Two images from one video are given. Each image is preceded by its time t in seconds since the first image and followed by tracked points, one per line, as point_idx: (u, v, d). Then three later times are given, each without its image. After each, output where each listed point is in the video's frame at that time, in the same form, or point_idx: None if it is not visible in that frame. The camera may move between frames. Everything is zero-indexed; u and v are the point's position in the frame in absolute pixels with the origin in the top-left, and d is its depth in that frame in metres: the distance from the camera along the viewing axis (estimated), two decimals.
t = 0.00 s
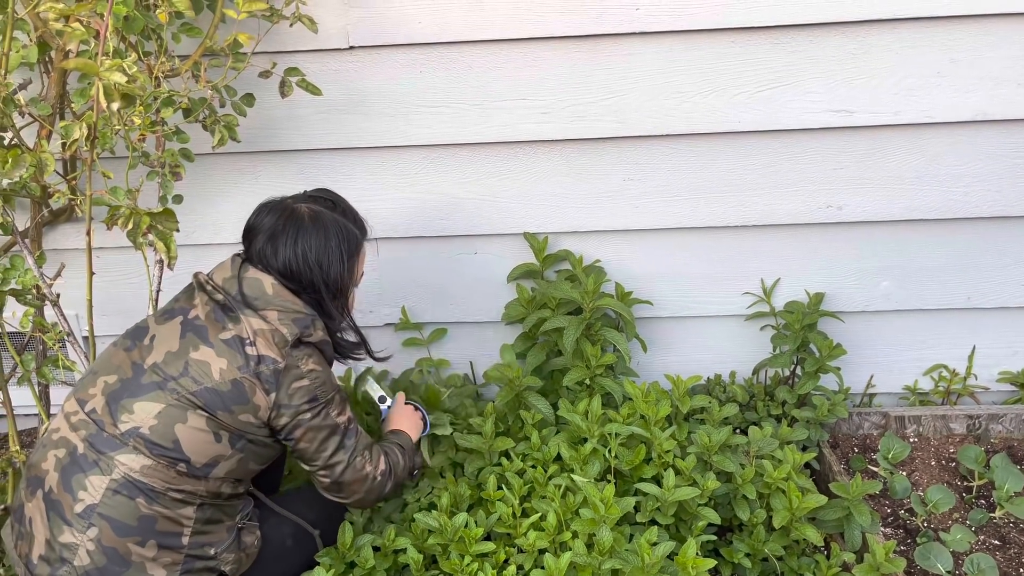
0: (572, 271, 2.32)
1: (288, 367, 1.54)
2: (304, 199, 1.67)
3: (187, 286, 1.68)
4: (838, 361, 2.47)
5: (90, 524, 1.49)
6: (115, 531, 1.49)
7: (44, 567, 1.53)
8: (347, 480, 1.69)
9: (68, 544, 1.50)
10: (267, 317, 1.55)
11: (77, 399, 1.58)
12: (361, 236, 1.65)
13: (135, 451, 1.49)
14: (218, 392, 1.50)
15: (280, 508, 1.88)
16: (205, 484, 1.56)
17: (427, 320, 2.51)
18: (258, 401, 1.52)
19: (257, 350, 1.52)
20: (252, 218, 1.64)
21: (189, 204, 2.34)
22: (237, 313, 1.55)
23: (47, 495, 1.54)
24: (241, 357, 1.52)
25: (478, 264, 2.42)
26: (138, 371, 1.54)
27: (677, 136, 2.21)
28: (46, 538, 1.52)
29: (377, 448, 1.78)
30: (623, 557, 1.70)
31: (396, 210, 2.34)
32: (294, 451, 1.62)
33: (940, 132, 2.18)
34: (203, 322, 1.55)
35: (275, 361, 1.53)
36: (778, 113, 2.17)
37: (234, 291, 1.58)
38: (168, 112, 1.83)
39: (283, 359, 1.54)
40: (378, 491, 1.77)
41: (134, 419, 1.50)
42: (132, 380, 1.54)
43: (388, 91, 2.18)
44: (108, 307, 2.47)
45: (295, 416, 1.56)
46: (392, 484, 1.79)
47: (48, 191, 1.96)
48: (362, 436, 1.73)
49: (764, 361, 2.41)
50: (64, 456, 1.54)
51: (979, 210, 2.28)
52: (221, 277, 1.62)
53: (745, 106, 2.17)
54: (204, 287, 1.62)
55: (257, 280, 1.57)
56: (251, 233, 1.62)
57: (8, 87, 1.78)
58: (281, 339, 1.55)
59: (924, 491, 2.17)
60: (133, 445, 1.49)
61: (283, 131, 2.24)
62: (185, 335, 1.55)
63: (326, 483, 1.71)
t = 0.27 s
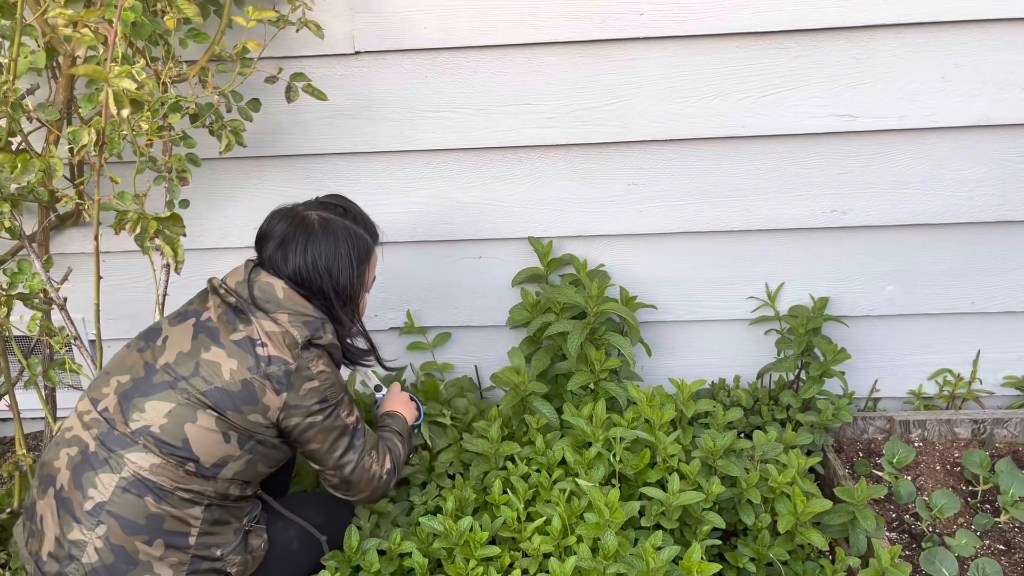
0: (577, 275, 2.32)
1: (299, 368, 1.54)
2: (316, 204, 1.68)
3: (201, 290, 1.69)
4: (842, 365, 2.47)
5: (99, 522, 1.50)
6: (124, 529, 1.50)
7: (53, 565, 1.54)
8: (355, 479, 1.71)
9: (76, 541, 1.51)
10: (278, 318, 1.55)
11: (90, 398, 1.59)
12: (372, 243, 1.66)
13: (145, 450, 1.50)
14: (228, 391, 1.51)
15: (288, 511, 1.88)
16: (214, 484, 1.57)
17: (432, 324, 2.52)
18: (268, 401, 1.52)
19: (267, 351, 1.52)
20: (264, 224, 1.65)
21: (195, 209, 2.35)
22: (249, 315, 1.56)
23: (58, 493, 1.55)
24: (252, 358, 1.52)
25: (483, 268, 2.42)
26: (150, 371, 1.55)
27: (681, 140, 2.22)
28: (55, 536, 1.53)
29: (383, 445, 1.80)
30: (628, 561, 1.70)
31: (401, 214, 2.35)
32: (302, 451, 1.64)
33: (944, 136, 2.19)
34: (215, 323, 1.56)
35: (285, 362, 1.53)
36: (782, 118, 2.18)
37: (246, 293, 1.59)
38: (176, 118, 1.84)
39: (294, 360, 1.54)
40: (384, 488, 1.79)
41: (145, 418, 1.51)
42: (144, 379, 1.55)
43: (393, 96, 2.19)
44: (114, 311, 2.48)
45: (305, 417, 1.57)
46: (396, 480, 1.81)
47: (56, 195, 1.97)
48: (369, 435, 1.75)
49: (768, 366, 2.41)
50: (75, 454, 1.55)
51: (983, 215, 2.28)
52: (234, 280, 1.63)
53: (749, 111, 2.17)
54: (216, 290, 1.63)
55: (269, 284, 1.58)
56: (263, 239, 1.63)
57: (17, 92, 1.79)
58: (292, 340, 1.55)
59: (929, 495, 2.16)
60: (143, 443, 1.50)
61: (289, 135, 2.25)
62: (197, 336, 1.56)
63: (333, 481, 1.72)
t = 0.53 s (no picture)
0: (581, 280, 2.32)
1: (306, 365, 1.55)
2: (325, 206, 1.70)
3: (207, 292, 1.71)
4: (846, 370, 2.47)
5: (114, 521, 1.51)
6: (138, 529, 1.51)
7: (67, 565, 1.55)
8: (369, 474, 1.67)
9: (91, 542, 1.52)
10: (286, 317, 1.56)
11: (101, 400, 1.60)
12: (379, 244, 1.67)
13: (159, 449, 1.51)
14: (241, 390, 1.52)
15: (297, 515, 1.89)
16: (227, 484, 1.57)
17: (437, 328, 2.52)
18: (279, 398, 1.53)
19: (277, 349, 1.54)
20: (273, 225, 1.67)
21: (201, 213, 2.36)
22: (258, 315, 1.57)
23: (72, 494, 1.56)
24: (263, 357, 1.53)
25: (488, 272, 2.43)
26: (163, 371, 1.56)
27: (685, 145, 2.22)
28: (69, 537, 1.54)
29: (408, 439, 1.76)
30: (632, 566, 1.70)
31: (406, 219, 2.36)
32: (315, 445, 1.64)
33: (948, 142, 2.19)
34: (225, 324, 1.57)
35: (294, 360, 1.54)
36: (787, 123, 2.18)
37: (255, 294, 1.60)
38: (182, 123, 1.84)
39: (302, 358, 1.55)
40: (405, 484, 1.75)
41: (159, 418, 1.52)
42: (156, 380, 1.56)
43: (398, 101, 2.20)
44: (120, 315, 2.49)
45: (315, 412, 1.57)
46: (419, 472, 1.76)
47: (63, 199, 1.98)
48: (388, 427, 1.70)
49: (772, 370, 2.41)
50: (89, 455, 1.56)
51: (988, 220, 2.28)
52: (241, 281, 1.63)
53: (753, 116, 2.18)
54: (223, 292, 1.64)
55: (277, 284, 1.59)
56: (272, 240, 1.64)
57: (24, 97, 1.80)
58: (301, 338, 1.55)
59: (933, 501, 2.16)
60: (157, 443, 1.51)
61: (295, 140, 2.26)
62: (208, 337, 1.57)
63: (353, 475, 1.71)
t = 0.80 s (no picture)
0: (584, 283, 2.32)
1: (312, 352, 1.55)
2: (332, 209, 1.72)
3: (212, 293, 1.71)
4: (850, 374, 2.46)
5: (121, 521, 1.51)
6: (145, 528, 1.51)
7: (72, 564, 1.55)
8: (417, 423, 1.64)
9: (97, 541, 1.52)
10: (291, 312, 1.56)
11: (108, 400, 1.60)
12: (386, 246, 1.70)
13: (168, 448, 1.52)
14: (251, 385, 1.52)
15: (301, 516, 1.88)
16: (235, 483, 1.57)
17: (441, 330, 2.52)
18: (292, 388, 1.53)
19: (282, 340, 1.53)
20: (281, 227, 1.69)
21: (205, 214, 2.37)
22: (264, 312, 1.57)
23: (78, 494, 1.56)
24: (270, 351, 1.53)
25: (491, 275, 2.43)
26: (170, 371, 1.57)
27: (689, 148, 2.22)
28: (75, 537, 1.55)
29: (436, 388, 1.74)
30: (635, 569, 1.70)
31: (409, 221, 2.36)
32: (356, 421, 1.60)
33: (953, 145, 2.19)
34: (232, 323, 1.58)
35: (299, 349, 1.53)
36: (791, 126, 2.18)
37: (260, 293, 1.61)
38: (187, 125, 1.85)
39: (308, 345, 1.54)
40: (451, 428, 1.72)
41: (168, 417, 1.52)
42: (164, 380, 1.56)
43: (402, 103, 2.20)
44: (123, 317, 2.49)
45: (335, 392, 1.55)
46: (462, 417, 1.73)
47: (67, 201, 1.98)
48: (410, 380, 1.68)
49: (776, 374, 2.41)
50: (96, 455, 1.56)
51: (992, 223, 2.28)
52: (247, 281, 1.64)
53: (757, 119, 2.17)
54: (228, 292, 1.64)
55: (282, 283, 1.60)
56: (280, 242, 1.66)
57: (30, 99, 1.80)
58: (307, 329, 1.55)
59: (937, 505, 2.15)
60: (166, 442, 1.52)
61: (299, 142, 2.26)
62: (215, 336, 1.57)
63: (404, 437, 1.66)
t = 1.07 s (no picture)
0: (587, 285, 2.32)
1: (321, 357, 1.56)
2: (337, 214, 1.72)
3: (216, 296, 1.70)
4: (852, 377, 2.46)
5: (125, 524, 1.51)
6: (149, 532, 1.51)
7: (75, 567, 1.55)
8: (419, 429, 1.67)
9: (101, 544, 1.52)
10: (298, 317, 1.57)
11: (113, 403, 1.60)
12: (392, 250, 1.71)
13: (173, 452, 1.51)
14: (257, 390, 1.52)
15: (304, 519, 1.88)
16: (239, 486, 1.57)
17: (443, 332, 2.53)
18: (299, 393, 1.54)
19: (291, 346, 1.53)
20: (286, 231, 1.69)
21: (208, 216, 2.37)
22: (270, 317, 1.57)
23: (82, 496, 1.56)
24: (278, 356, 1.53)
25: (493, 277, 2.43)
26: (176, 374, 1.57)
27: (692, 151, 2.22)
28: (78, 539, 1.55)
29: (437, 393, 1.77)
30: (636, 572, 1.70)
31: (411, 223, 2.36)
32: (359, 427, 1.62)
33: (955, 148, 2.18)
34: (238, 327, 1.58)
35: (308, 354, 1.54)
36: (794, 129, 2.17)
37: (267, 297, 1.61)
38: (190, 127, 1.85)
39: (316, 351, 1.55)
40: (451, 433, 1.76)
41: (173, 420, 1.52)
42: (169, 383, 1.56)
43: (405, 105, 2.20)
44: (126, 318, 2.49)
45: (341, 399, 1.57)
46: (461, 424, 1.77)
47: (71, 203, 1.99)
48: (412, 386, 1.71)
49: (778, 376, 2.41)
50: (100, 458, 1.56)
51: (995, 226, 2.28)
52: (252, 285, 1.64)
53: (759, 122, 2.17)
54: (233, 295, 1.64)
55: (289, 289, 1.61)
56: (286, 246, 1.67)
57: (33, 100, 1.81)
58: (314, 334, 1.56)
59: (940, 509, 2.15)
60: (171, 446, 1.51)
61: (302, 145, 2.26)
62: (221, 339, 1.57)
63: (404, 442, 1.70)
